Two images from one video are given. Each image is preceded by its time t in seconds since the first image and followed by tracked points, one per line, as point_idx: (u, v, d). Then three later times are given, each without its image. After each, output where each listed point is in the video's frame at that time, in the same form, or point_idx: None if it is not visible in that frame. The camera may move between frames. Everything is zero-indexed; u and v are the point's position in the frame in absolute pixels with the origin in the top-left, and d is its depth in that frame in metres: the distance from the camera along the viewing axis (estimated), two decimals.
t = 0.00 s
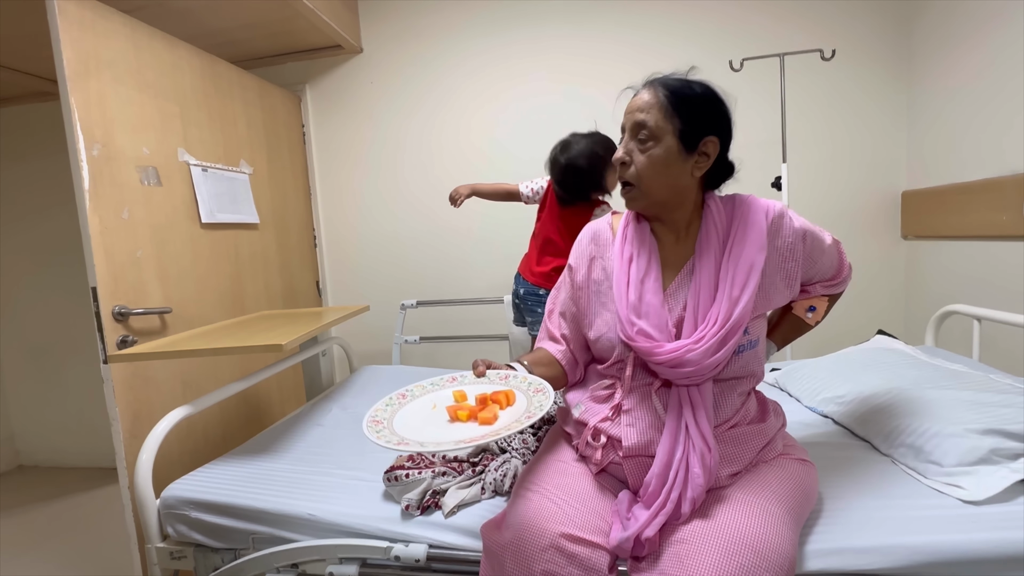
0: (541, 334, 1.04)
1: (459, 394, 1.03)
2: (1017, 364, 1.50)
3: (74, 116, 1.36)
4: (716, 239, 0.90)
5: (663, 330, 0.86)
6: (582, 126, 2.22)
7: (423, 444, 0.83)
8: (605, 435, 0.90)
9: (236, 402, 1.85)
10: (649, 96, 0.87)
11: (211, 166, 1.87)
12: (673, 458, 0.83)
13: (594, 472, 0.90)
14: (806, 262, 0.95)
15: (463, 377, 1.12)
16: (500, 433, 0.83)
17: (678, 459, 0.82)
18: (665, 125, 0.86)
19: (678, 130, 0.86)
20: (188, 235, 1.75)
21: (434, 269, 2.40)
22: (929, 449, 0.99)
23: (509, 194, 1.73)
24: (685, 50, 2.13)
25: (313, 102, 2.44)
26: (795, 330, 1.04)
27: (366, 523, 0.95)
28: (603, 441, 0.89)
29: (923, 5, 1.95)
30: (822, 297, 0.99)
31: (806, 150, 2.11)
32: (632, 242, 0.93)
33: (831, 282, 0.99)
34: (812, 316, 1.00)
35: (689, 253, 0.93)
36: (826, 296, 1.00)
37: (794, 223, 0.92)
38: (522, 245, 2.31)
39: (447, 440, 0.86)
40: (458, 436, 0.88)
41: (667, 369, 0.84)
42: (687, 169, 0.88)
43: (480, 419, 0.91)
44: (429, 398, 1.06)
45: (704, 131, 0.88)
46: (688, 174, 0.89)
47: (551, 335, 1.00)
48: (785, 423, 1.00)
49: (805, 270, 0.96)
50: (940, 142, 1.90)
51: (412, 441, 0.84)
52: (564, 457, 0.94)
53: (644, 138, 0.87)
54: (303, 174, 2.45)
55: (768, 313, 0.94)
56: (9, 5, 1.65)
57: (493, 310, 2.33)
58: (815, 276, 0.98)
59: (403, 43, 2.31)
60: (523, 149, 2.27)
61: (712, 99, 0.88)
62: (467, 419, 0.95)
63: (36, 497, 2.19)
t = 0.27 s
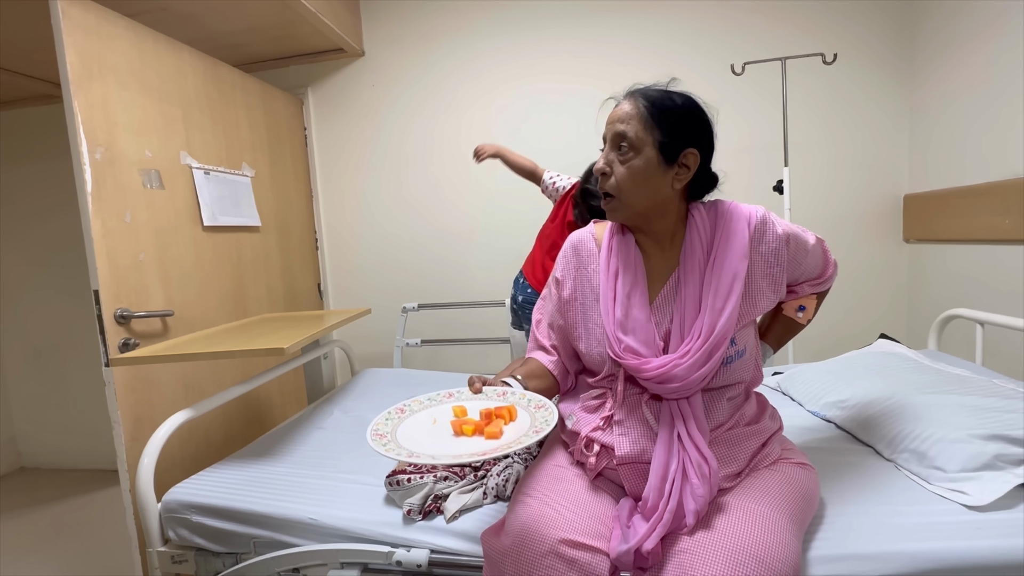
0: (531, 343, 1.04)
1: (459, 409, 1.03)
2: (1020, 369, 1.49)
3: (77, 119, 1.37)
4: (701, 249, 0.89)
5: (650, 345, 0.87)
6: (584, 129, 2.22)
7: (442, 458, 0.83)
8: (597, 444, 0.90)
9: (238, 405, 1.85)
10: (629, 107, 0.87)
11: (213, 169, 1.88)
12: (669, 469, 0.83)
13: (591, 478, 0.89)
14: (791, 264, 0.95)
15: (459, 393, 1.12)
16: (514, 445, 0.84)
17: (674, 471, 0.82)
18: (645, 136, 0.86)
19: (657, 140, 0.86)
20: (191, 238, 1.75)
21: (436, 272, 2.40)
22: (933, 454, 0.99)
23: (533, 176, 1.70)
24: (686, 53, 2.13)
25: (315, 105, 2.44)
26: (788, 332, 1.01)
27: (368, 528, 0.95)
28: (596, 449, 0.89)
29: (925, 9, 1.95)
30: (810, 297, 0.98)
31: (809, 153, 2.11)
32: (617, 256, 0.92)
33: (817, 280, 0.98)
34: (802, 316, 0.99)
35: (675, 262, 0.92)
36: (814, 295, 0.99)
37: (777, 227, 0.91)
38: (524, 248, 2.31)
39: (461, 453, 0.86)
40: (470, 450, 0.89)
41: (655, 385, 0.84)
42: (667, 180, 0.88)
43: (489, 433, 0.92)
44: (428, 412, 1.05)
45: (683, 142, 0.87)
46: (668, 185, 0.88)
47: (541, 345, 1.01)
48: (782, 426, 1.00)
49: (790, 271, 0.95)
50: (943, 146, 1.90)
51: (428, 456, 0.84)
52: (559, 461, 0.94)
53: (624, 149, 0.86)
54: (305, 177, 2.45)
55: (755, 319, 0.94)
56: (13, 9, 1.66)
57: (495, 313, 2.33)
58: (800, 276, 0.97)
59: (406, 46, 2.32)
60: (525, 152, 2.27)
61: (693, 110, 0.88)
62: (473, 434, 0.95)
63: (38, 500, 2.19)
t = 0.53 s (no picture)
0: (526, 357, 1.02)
1: (467, 434, 0.92)
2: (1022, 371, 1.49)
3: (79, 121, 1.37)
4: (706, 258, 0.89)
5: (659, 356, 0.87)
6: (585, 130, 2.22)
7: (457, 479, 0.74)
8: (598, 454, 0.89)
9: (238, 406, 1.85)
10: (644, 106, 0.87)
11: (214, 171, 1.88)
12: (673, 484, 0.82)
13: (593, 483, 0.89)
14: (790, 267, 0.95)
15: (467, 419, 0.99)
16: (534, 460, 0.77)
17: (679, 484, 0.81)
18: (660, 138, 0.85)
19: (672, 145, 0.86)
20: (192, 239, 1.75)
21: (436, 273, 2.40)
22: (936, 458, 0.99)
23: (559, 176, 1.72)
24: (688, 54, 2.13)
25: (317, 106, 2.44)
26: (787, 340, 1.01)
27: (370, 531, 0.95)
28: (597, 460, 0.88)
29: (927, 10, 1.95)
30: (808, 301, 0.99)
31: (810, 155, 2.11)
32: (623, 264, 0.91)
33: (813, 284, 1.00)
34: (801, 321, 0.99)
35: (678, 269, 0.92)
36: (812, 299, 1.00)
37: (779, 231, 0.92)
38: (525, 250, 2.31)
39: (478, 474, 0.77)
40: (486, 471, 0.79)
41: (664, 397, 0.84)
42: (678, 188, 0.88)
43: (505, 453, 0.82)
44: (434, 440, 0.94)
45: (698, 149, 0.87)
46: (678, 193, 0.88)
47: (539, 355, 0.99)
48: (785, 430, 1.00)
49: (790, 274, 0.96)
50: (945, 148, 1.90)
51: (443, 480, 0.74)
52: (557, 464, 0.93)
53: (637, 150, 0.86)
54: (306, 178, 2.45)
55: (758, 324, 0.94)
56: (15, 10, 1.66)
57: (495, 315, 2.32)
58: (798, 280, 0.98)
59: (407, 48, 2.32)
60: (526, 153, 2.27)
61: (708, 117, 0.88)
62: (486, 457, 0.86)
63: (38, 500, 2.19)
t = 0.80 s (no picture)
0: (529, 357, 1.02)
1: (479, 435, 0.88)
2: None
3: (80, 121, 1.37)
4: (709, 261, 0.88)
5: (661, 361, 0.87)
6: (586, 131, 2.22)
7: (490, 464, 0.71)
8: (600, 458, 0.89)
9: (239, 407, 1.85)
10: (650, 106, 0.86)
11: (215, 171, 1.87)
12: (675, 491, 0.82)
13: (595, 487, 0.89)
14: (800, 271, 0.93)
15: (472, 424, 0.95)
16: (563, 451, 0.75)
17: (681, 491, 0.81)
18: (666, 139, 0.85)
19: (678, 146, 0.85)
20: (193, 240, 1.75)
21: (437, 274, 2.40)
22: (939, 461, 0.98)
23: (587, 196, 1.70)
24: (689, 55, 2.13)
25: (318, 107, 2.45)
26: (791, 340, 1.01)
27: (371, 533, 0.95)
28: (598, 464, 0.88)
29: (929, 10, 1.95)
30: (818, 306, 0.97)
31: (812, 156, 2.11)
32: (626, 264, 0.91)
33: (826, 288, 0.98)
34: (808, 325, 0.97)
35: (680, 272, 0.91)
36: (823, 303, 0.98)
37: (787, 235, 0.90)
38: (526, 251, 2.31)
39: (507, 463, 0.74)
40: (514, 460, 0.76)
41: (665, 402, 0.84)
42: (684, 190, 0.88)
43: (528, 447, 0.80)
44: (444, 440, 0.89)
45: (705, 151, 0.87)
46: (684, 195, 0.88)
47: (541, 356, 1.00)
48: (787, 434, 0.99)
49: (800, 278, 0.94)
50: (946, 149, 1.89)
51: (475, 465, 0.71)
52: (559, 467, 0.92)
53: (643, 151, 0.86)
54: (307, 179, 2.45)
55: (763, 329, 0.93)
56: (17, 11, 1.66)
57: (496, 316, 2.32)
58: (808, 283, 0.96)
59: (408, 49, 2.32)
60: (527, 153, 2.27)
61: (717, 117, 0.88)
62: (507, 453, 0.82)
63: (39, 501, 2.18)
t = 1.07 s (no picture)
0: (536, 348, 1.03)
1: (502, 446, 0.85)
2: None
3: (80, 118, 1.36)
4: (714, 259, 0.88)
5: (658, 357, 0.87)
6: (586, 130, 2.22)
7: (548, 488, 0.69)
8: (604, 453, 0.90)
9: (239, 405, 1.85)
10: (642, 106, 0.86)
11: (215, 169, 1.87)
12: (675, 490, 0.82)
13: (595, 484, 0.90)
14: (805, 274, 0.93)
15: (490, 432, 0.91)
16: (604, 467, 0.74)
17: (681, 490, 0.81)
18: (659, 138, 0.84)
19: (672, 143, 0.85)
20: (192, 238, 1.75)
21: (437, 273, 2.40)
22: (939, 459, 0.98)
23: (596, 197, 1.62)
24: (690, 54, 2.12)
25: (318, 105, 2.44)
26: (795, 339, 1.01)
27: (371, 530, 0.95)
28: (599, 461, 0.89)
29: (929, 10, 1.94)
30: (822, 309, 0.96)
31: (812, 155, 2.10)
32: (627, 260, 0.91)
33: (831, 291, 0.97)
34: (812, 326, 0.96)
35: (683, 270, 0.91)
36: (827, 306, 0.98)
37: (793, 237, 0.90)
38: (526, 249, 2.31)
39: (556, 482, 0.72)
40: (559, 479, 0.74)
41: (661, 398, 0.84)
42: (682, 186, 0.87)
43: (563, 462, 0.78)
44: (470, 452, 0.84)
45: (701, 146, 0.86)
46: (683, 191, 0.87)
47: (545, 347, 1.01)
48: (788, 432, 0.99)
49: (804, 282, 0.94)
50: (947, 148, 1.89)
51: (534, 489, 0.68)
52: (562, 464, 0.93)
53: (637, 152, 0.86)
54: (307, 177, 2.45)
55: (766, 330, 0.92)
56: (16, 8, 1.65)
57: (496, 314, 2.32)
58: (812, 287, 0.95)
59: (408, 47, 2.31)
60: (527, 152, 2.27)
61: (712, 110, 0.86)
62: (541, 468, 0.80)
63: (38, 499, 2.18)
